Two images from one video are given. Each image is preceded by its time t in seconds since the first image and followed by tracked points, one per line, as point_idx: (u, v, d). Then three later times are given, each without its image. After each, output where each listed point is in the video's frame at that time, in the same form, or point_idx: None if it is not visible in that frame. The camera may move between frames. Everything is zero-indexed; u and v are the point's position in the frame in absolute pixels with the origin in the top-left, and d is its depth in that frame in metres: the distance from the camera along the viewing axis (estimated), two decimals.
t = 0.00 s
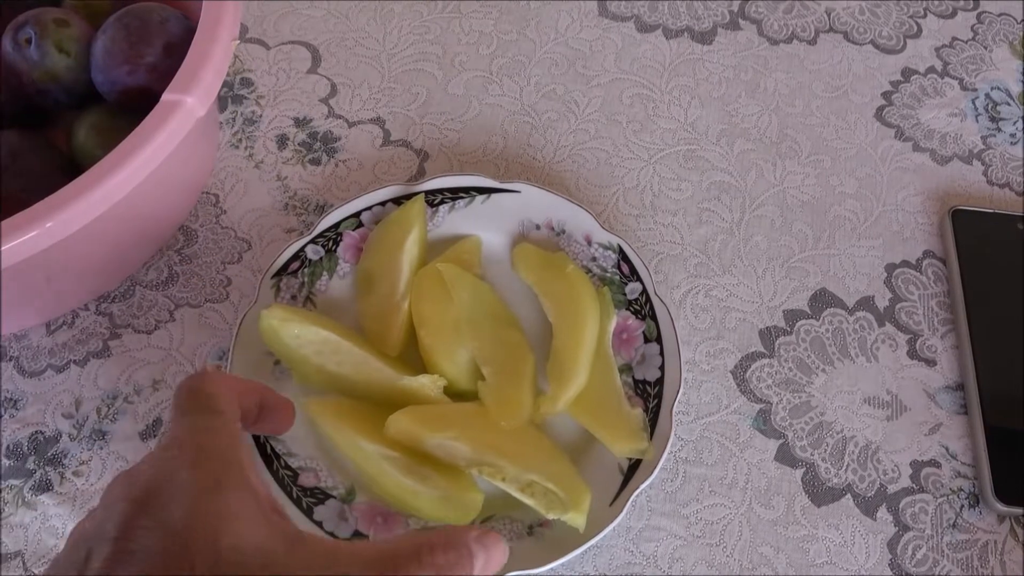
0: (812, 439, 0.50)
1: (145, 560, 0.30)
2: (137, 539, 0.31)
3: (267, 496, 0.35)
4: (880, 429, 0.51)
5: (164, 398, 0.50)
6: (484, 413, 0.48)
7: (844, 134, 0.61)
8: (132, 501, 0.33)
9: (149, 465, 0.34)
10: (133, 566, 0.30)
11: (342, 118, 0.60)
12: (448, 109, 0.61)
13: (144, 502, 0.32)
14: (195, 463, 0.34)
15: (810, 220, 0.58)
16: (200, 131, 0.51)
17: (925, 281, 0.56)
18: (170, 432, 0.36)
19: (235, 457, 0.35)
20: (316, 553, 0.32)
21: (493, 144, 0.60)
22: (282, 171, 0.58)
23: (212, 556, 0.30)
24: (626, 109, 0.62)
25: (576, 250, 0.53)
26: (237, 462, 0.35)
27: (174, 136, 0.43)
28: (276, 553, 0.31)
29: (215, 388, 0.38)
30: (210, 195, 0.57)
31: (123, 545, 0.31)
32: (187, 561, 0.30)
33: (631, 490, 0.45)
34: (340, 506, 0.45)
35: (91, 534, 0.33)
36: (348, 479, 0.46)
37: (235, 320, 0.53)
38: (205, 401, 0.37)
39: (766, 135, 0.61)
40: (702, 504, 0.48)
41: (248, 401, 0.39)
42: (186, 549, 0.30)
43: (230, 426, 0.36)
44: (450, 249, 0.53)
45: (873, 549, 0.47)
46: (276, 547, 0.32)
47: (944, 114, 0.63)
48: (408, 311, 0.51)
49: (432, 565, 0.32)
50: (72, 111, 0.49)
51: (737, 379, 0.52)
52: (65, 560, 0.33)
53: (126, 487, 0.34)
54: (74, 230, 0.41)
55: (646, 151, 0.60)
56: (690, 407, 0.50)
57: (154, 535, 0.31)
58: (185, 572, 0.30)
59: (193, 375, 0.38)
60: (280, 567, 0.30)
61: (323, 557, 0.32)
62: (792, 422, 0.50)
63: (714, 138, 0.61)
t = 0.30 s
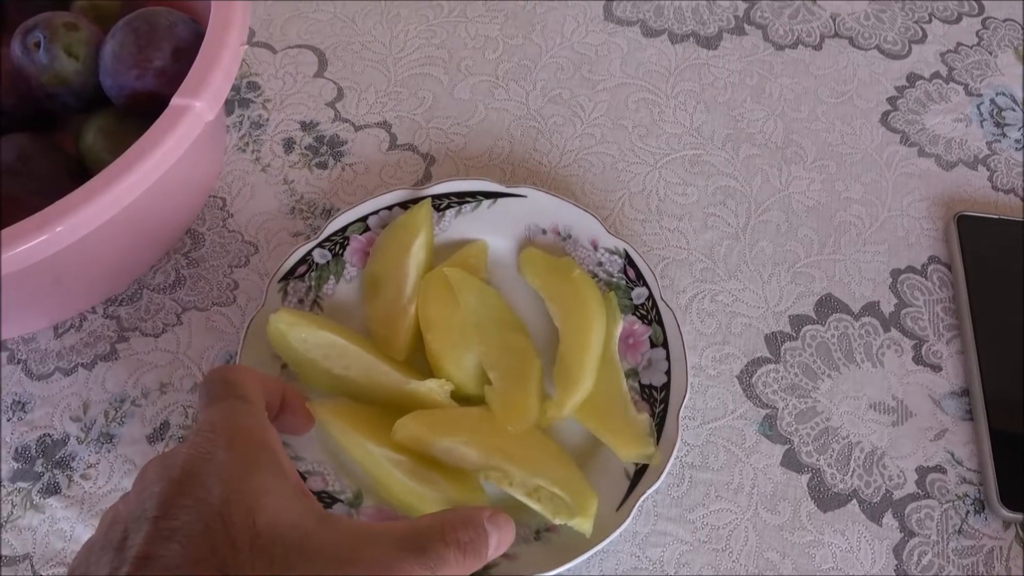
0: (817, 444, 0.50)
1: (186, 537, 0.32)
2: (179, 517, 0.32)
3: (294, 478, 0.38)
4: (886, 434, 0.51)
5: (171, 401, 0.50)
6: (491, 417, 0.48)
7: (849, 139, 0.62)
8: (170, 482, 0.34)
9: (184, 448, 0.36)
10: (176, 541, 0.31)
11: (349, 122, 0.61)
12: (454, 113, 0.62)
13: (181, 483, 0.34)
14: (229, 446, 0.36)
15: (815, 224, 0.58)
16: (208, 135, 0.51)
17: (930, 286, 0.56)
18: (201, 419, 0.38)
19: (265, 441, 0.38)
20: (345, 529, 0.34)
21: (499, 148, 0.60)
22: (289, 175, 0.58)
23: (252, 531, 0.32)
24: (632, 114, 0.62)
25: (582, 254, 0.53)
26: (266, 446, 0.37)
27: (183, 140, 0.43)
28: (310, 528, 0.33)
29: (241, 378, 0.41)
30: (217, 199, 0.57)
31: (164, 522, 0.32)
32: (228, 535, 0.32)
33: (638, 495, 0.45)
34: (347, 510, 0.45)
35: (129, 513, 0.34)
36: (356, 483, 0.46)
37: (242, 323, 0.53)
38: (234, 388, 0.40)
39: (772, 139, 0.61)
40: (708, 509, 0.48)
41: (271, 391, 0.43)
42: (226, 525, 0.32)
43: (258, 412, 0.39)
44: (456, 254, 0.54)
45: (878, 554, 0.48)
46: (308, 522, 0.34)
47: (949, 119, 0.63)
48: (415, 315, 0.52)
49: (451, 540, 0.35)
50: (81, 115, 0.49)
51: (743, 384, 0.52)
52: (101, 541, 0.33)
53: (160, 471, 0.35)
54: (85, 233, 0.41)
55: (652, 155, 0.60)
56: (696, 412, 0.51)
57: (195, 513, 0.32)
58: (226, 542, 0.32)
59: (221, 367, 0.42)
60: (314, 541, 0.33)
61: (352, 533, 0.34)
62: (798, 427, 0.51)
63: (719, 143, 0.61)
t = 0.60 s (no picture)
0: (818, 445, 0.50)
1: (164, 529, 0.31)
2: (159, 508, 0.32)
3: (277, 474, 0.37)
4: (886, 435, 0.51)
5: (171, 399, 0.50)
6: (490, 416, 0.48)
7: (851, 140, 0.61)
8: (153, 472, 0.34)
9: (169, 438, 0.36)
10: (156, 532, 0.31)
11: (350, 121, 0.61)
12: (456, 113, 0.61)
13: (164, 473, 0.33)
14: (214, 439, 0.36)
15: (817, 225, 0.58)
16: (210, 134, 0.51)
17: (931, 288, 0.56)
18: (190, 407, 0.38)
19: (251, 434, 0.38)
20: (326, 526, 0.34)
21: (501, 148, 0.60)
22: (290, 173, 0.58)
23: (230, 526, 0.32)
24: (634, 114, 0.62)
25: (584, 254, 0.53)
26: (251, 439, 0.37)
27: (185, 139, 0.43)
28: (291, 526, 0.33)
29: (229, 368, 0.41)
30: (218, 198, 0.57)
31: (144, 513, 0.31)
32: (204, 531, 0.31)
33: (637, 495, 0.45)
34: (346, 508, 0.45)
35: (110, 502, 0.33)
36: (355, 482, 0.47)
37: (243, 322, 0.53)
38: (222, 376, 0.40)
39: (773, 140, 0.61)
40: (708, 509, 0.48)
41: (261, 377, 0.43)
42: (206, 518, 0.32)
43: (246, 404, 0.39)
44: (458, 253, 0.54)
45: (878, 555, 0.48)
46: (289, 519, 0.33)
47: (951, 121, 0.63)
48: (415, 313, 0.52)
49: (428, 539, 0.34)
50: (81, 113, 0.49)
51: (743, 385, 0.52)
52: (86, 524, 0.33)
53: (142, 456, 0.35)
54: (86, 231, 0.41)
55: (653, 156, 0.60)
56: (696, 412, 0.51)
57: (176, 505, 0.32)
58: (202, 540, 0.31)
59: (209, 354, 0.42)
60: (294, 538, 0.32)
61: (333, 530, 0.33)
62: (798, 428, 0.51)
63: (721, 143, 0.61)
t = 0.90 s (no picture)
0: (820, 449, 0.50)
1: (149, 534, 0.31)
2: (147, 511, 0.32)
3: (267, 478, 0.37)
4: (888, 439, 0.51)
5: (175, 401, 0.50)
6: (492, 420, 0.48)
7: (854, 143, 0.62)
8: (143, 472, 0.34)
9: (161, 435, 0.35)
10: (141, 536, 0.31)
11: (354, 123, 0.61)
12: (460, 115, 0.62)
13: (154, 475, 0.33)
14: (207, 442, 0.36)
15: (820, 229, 0.58)
16: (214, 136, 0.51)
17: (934, 291, 0.56)
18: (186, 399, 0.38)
19: (243, 438, 0.37)
20: (313, 542, 0.34)
21: (504, 150, 0.60)
22: (294, 175, 0.58)
23: (215, 537, 0.32)
24: (637, 116, 0.62)
25: (587, 257, 0.53)
26: (245, 437, 0.37)
27: (190, 141, 0.43)
28: (276, 540, 0.33)
29: (230, 365, 0.40)
30: (222, 199, 0.57)
31: (131, 515, 0.32)
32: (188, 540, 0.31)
33: (641, 498, 0.45)
34: (350, 511, 0.46)
35: (99, 497, 0.34)
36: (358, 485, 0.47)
37: (247, 324, 0.53)
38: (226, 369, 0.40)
39: (776, 143, 0.61)
40: (711, 513, 0.48)
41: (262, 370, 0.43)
42: (192, 526, 0.32)
43: (243, 406, 0.38)
44: (462, 255, 0.54)
45: (880, 559, 0.48)
46: (275, 533, 0.33)
47: (954, 124, 0.63)
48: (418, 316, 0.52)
49: (414, 556, 0.34)
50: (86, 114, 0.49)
51: (746, 388, 0.52)
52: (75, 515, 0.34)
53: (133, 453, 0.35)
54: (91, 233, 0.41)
55: (657, 159, 0.60)
56: (699, 415, 0.51)
57: (163, 510, 0.32)
58: (185, 550, 0.31)
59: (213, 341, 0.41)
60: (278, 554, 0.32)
61: (317, 545, 0.33)
62: (801, 432, 0.51)
63: (724, 146, 0.61)
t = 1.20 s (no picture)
0: (820, 446, 0.50)
1: (130, 548, 0.31)
2: (131, 524, 0.32)
3: (258, 493, 0.37)
4: (888, 438, 0.51)
5: (176, 398, 0.50)
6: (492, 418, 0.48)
7: (855, 142, 0.62)
8: (131, 484, 0.34)
9: (151, 447, 0.35)
10: (122, 549, 0.31)
11: (355, 121, 0.61)
12: (460, 113, 0.62)
13: (142, 488, 0.33)
14: (197, 456, 0.35)
15: (820, 228, 0.58)
16: (215, 133, 0.51)
17: (935, 290, 0.56)
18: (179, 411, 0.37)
19: (233, 454, 0.36)
20: (299, 558, 0.33)
21: (505, 148, 0.60)
22: (294, 173, 0.58)
23: (196, 555, 0.32)
24: (638, 115, 0.62)
25: (588, 255, 0.53)
26: (235, 453, 0.36)
27: (190, 139, 0.43)
28: (258, 558, 0.32)
29: (228, 376, 0.38)
30: (223, 197, 0.57)
31: (115, 526, 0.32)
32: (169, 557, 0.31)
33: (642, 496, 0.45)
34: (350, 507, 0.46)
35: (86, 506, 0.34)
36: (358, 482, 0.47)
37: (247, 321, 0.53)
38: (228, 382, 0.38)
39: (777, 142, 0.61)
40: (711, 510, 0.48)
41: (263, 386, 0.41)
42: (175, 543, 0.32)
43: (237, 420, 0.37)
44: (462, 253, 0.54)
45: (880, 557, 0.48)
46: (262, 549, 0.33)
47: (954, 123, 0.63)
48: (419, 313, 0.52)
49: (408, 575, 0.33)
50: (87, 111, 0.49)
51: (746, 386, 0.52)
52: (64, 523, 0.34)
53: (123, 466, 0.35)
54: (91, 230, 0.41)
55: (658, 157, 0.60)
56: (699, 413, 0.51)
57: (147, 524, 0.32)
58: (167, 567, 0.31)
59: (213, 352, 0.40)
60: (260, 572, 0.32)
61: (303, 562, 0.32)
62: (801, 430, 0.51)
63: (725, 145, 0.61)
